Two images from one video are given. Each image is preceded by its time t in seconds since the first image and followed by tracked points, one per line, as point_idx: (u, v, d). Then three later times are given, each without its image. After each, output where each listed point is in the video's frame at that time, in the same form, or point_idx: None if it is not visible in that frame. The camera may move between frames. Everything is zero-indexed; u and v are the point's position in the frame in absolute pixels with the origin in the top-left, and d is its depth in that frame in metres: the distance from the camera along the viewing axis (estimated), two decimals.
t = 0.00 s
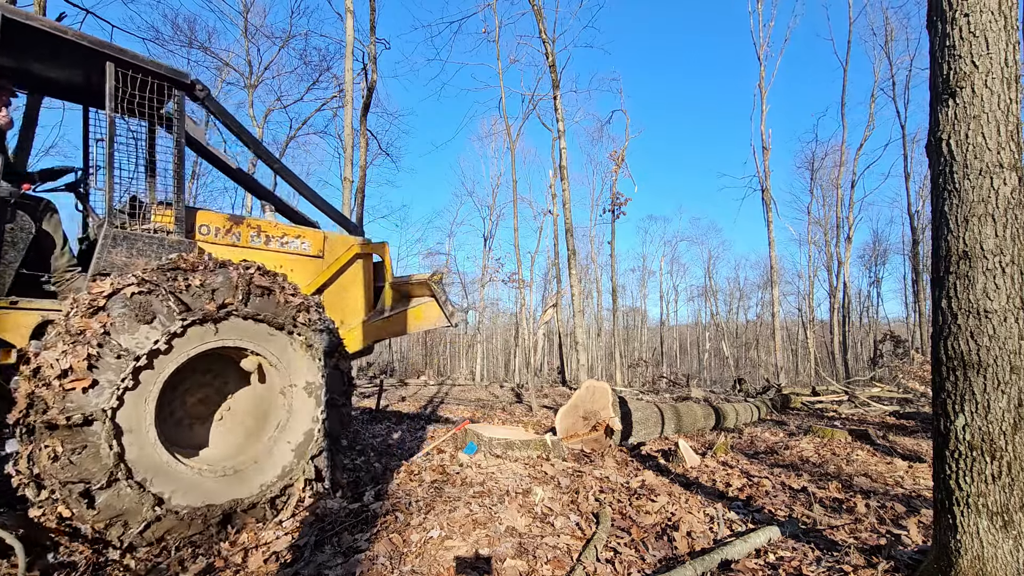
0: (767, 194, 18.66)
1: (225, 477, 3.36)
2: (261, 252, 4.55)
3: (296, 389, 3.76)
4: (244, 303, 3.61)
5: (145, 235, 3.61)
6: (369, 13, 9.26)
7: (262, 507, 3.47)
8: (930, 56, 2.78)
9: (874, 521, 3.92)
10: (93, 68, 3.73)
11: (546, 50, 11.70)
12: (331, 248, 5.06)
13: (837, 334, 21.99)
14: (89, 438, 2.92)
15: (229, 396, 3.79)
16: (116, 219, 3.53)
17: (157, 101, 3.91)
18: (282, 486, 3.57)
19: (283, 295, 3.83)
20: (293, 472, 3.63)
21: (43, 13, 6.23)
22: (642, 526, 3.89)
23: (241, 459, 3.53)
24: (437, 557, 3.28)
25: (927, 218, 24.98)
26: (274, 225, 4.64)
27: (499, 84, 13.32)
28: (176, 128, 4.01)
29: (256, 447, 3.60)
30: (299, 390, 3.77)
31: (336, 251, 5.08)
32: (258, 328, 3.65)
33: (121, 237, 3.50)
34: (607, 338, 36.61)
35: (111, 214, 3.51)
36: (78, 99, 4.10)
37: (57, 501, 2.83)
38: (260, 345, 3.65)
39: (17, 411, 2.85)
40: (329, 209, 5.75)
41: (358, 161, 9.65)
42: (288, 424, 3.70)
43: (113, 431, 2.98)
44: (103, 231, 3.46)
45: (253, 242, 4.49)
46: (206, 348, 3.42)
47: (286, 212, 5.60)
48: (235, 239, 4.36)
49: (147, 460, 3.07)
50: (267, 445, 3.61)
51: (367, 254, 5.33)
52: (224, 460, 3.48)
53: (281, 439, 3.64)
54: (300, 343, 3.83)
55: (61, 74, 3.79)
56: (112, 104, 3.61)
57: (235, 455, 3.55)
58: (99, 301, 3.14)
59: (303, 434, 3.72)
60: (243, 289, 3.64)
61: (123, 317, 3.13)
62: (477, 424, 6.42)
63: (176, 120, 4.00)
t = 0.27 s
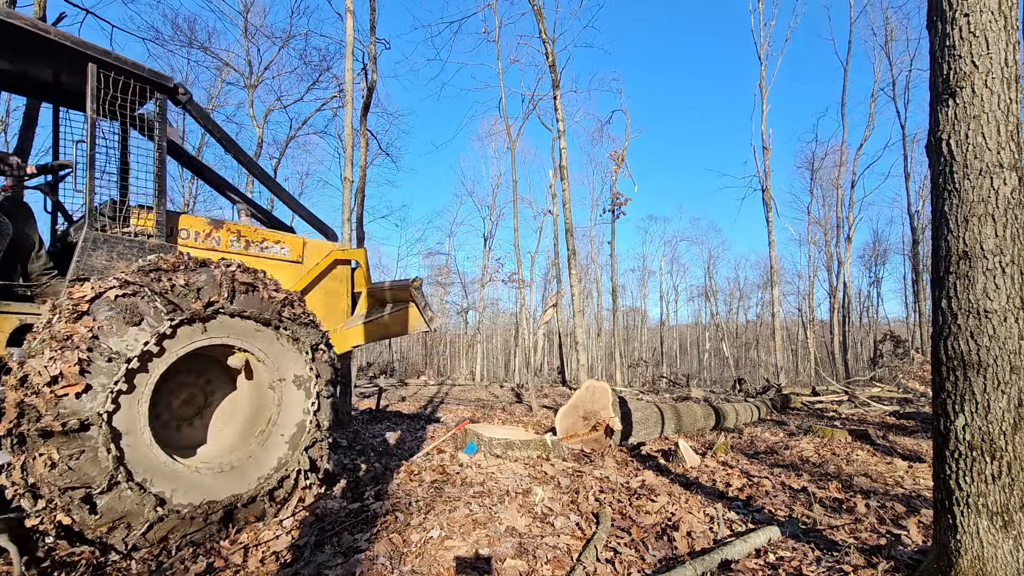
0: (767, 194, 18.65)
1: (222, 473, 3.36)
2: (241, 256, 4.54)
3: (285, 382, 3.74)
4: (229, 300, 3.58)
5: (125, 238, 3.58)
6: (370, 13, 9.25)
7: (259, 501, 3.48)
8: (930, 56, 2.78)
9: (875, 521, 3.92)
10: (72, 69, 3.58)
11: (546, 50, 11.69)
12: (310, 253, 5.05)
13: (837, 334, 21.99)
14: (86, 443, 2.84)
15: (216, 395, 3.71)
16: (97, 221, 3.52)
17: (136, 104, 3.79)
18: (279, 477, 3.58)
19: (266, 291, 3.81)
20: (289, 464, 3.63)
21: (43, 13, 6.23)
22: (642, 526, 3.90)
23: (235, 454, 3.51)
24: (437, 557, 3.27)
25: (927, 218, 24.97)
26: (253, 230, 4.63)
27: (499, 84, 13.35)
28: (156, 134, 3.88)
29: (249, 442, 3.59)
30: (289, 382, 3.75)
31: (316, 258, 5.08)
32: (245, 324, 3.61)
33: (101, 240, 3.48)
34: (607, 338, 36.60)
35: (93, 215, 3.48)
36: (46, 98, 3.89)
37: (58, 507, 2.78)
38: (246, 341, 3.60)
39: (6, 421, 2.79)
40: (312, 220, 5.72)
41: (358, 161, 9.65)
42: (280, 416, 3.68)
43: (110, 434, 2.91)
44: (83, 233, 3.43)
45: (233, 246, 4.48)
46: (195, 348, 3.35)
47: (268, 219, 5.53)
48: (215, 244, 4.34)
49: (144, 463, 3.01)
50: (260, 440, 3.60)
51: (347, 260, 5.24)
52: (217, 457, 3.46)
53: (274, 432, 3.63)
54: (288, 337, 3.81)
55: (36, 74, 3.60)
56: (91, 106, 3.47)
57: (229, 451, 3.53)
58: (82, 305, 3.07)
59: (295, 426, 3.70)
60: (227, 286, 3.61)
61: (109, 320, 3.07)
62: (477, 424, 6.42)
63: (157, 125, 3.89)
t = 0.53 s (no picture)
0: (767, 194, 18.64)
1: (219, 470, 3.34)
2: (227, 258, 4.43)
3: (278, 379, 3.74)
4: (222, 299, 3.54)
5: (112, 239, 3.54)
6: (369, 13, 9.24)
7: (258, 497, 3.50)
8: (930, 55, 2.78)
9: (874, 521, 3.92)
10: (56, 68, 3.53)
11: (546, 50, 11.68)
12: (295, 255, 4.97)
13: (837, 334, 21.99)
14: (87, 444, 2.81)
15: (206, 394, 3.65)
16: (84, 222, 3.48)
17: (119, 102, 3.79)
18: (276, 473, 3.61)
19: (257, 288, 3.80)
20: (285, 459, 3.67)
21: (42, 13, 6.21)
22: (642, 526, 3.90)
23: (230, 451, 3.48)
24: (437, 557, 3.27)
25: (927, 219, 24.94)
26: (240, 230, 4.53)
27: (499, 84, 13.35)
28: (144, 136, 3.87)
29: (244, 438, 3.56)
30: (282, 379, 3.75)
31: (300, 260, 5.00)
32: (239, 321, 3.58)
33: (88, 241, 3.44)
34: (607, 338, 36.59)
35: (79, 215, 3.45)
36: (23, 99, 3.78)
37: (60, 509, 2.73)
38: (239, 340, 3.57)
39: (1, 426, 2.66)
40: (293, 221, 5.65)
41: (358, 161, 9.64)
42: (274, 413, 3.69)
43: (111, 435, 2.89)
44: (70, 233, 3.39)
45: (220, 247, 4.37)
46: (188, 347, 3.32)
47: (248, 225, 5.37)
48: (201, 245, 4.22)
49: (144, 462, 2.99)
50: (255, 436, 3.58)
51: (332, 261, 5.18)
52: (212, 454, 3.42)
53: (269, 428, 3.63)
54: (281, 334, 3.80)
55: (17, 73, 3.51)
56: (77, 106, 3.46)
57: (224, 449, 3.49)
58: (75, 307, 3.02)
59: (290, 421, 3.73)
60: (219, 285, 3.57)
61: (104, 321, 3.02)
62: (477, 424, 6.42)
63: (145, 126, 3.88)
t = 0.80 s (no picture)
0: (767, 194, 18.64)
1: (218, 474, 3.33)
2: (225, 258, 4.42)
3: (274, 378, 3.72)
4: (209, 302, 3.50)
5: (107, 239, 3.54)
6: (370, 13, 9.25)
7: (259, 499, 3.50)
8: (930, 55, 2.78)
9: (875, 521, 3.92)
10: (53, 64, 3.49)
11: (545, 50, 11.69)
12: (293, 255, 4.93)
13: (837, 334, 21.98)
14: (78, 460, 2.77)
15: (201, 395, 3.66)
16: (79, 221, 3.46)
17: (117, 100, 3.74)
18: (277, 473, 3.61)
19: (245, 288, 3.76)
20: (285, 459, 3.66)
21: (42, 13, 6.20)
22: (642, 526, 3.90)
23: (229, 454, 3.48)
24: (437, 557, 3.27)
25: (927, 219, 24.93)
26: (236, 231, 4.51)
27: (499, 84, 13.35)
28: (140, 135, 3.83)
29: (242, 441, 3.55)
30: (277, 378, 3.74)
31: (300, 261, 4.97)
32: (229, 323, 3.54)
33: (82, 240, 3.43)
34: (607, 338, 36.59)
35: (74, 214, 3.43)
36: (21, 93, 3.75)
37: (56, 527, 2.69)
38: (232, 342, 3.54)
39: None
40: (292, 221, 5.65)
41: (358, 161, 9.64)
42: (271, 412, 3.67)
43: (102, 449, 2.84)
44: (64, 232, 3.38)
45: (218, 247, 4.37)
46: (178, 353, 3.28)
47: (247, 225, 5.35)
48: (198, 245, 4.22)
49: (140, 472, 2.97)
50: (253, 438, 3.57)
51: (331, 263, 5.10)
52: (211, 458, 3.41)
53: (266, 429, 3.62)
54: (273, 334, 3.78)
55: (14, 67, 3.49)
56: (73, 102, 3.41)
57: (222, 451, 3.48)
58: (55, 319, 2.93)
59: (287, 420, 3.72)
60: (205, 287, 3.52)
61: (86, 334, 2.96)
62: (477, 424, 6.42)
63: (141, 124, 3.84)
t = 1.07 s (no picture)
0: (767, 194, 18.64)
1: (214, 475, 3.31)
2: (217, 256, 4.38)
3: (266, 375, 3.69)
4: (195, 301, 3.39)
5: (96, 236, 3.52)
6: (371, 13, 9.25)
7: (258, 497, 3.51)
8: (930, 55, 2.78)
9: (875, 521, 3.92)
10: (40, 58, 3.44)
11: (545, 50, 11.70)
12: (285, 253, 4.94)
13: (837, 334, 21.99)
14: (69, 468, 2.73)
15: (193, 394, 3.60)
16: (67, 219, 3.44)
17: (105, 95, 3.69)
18: (274, 469, 3.61)
19: (232, 286, 3.67)
20: (282, 455, 3.66)
21: (42, 13, 6.20)
22: (642, 527, 3.90)
23: (224, 453, 3.45)
24: (437, 557, 3.27)
25: (927, 219, 24.93)
26: (228, 228, 4.47)
27: (499, 84, 13.34)
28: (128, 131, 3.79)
29: (237, 440, 3.52)
30: (269, 375, 3.71)
31: (292, 259, 4.98)
32: (218, 322, 3.49)
33: (70, 238, 3.41)
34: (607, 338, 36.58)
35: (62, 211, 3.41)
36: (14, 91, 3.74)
37: (52, 535, 2.67)
38: (221, 340, 3.49)
39: None
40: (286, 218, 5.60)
41: (358, 161, 9.64)
42: (265, 410, 3.65)
43: (93, 455, 2.80)
44: (51, 230, 3.36)
45: (209, 245, 4.32)
46: (168, 354, 3.22)
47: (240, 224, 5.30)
48: (190, 242, 4.17)
49: (131, 477, 2.92)
50: (247, 436, 3.54)
51: (325, 261, 5.20)
52: (206, 458, 3.39)
53: (260, 426, 3.60)
54: (262, 331, 3.72)
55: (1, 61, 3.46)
56: (59, 96, 3.37)
57: (217, 450, 3.46)
58: (36, 326, 2.87)
59: (281, 417, 3.70)
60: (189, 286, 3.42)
61: (70, 339, 2.88)
62: (477, 424, 6.42)
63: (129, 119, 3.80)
